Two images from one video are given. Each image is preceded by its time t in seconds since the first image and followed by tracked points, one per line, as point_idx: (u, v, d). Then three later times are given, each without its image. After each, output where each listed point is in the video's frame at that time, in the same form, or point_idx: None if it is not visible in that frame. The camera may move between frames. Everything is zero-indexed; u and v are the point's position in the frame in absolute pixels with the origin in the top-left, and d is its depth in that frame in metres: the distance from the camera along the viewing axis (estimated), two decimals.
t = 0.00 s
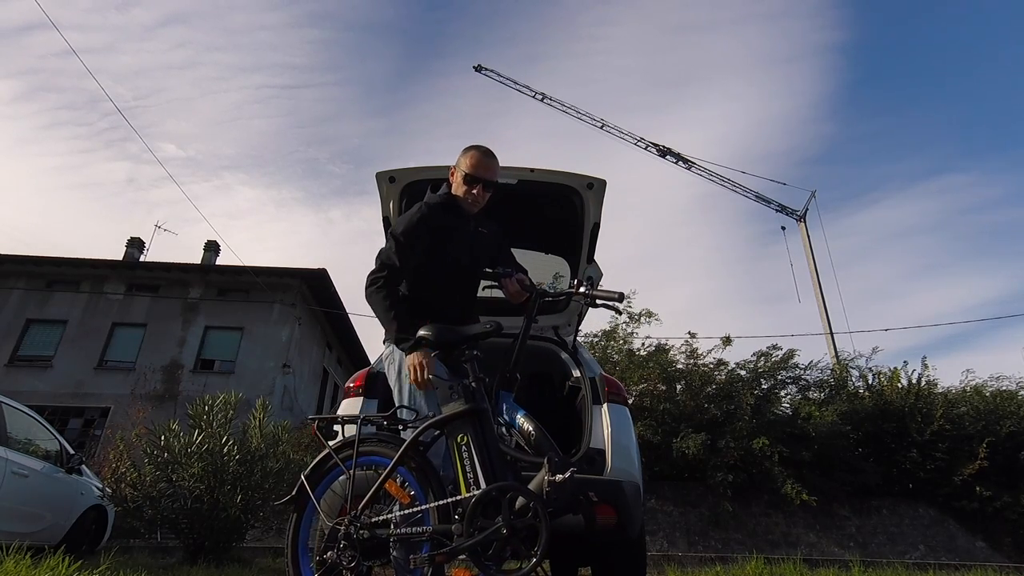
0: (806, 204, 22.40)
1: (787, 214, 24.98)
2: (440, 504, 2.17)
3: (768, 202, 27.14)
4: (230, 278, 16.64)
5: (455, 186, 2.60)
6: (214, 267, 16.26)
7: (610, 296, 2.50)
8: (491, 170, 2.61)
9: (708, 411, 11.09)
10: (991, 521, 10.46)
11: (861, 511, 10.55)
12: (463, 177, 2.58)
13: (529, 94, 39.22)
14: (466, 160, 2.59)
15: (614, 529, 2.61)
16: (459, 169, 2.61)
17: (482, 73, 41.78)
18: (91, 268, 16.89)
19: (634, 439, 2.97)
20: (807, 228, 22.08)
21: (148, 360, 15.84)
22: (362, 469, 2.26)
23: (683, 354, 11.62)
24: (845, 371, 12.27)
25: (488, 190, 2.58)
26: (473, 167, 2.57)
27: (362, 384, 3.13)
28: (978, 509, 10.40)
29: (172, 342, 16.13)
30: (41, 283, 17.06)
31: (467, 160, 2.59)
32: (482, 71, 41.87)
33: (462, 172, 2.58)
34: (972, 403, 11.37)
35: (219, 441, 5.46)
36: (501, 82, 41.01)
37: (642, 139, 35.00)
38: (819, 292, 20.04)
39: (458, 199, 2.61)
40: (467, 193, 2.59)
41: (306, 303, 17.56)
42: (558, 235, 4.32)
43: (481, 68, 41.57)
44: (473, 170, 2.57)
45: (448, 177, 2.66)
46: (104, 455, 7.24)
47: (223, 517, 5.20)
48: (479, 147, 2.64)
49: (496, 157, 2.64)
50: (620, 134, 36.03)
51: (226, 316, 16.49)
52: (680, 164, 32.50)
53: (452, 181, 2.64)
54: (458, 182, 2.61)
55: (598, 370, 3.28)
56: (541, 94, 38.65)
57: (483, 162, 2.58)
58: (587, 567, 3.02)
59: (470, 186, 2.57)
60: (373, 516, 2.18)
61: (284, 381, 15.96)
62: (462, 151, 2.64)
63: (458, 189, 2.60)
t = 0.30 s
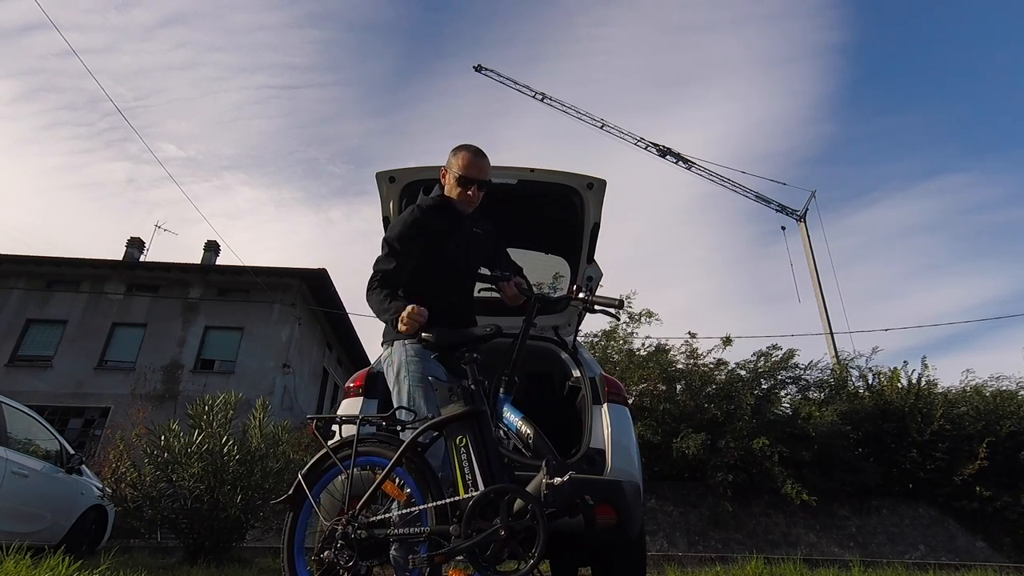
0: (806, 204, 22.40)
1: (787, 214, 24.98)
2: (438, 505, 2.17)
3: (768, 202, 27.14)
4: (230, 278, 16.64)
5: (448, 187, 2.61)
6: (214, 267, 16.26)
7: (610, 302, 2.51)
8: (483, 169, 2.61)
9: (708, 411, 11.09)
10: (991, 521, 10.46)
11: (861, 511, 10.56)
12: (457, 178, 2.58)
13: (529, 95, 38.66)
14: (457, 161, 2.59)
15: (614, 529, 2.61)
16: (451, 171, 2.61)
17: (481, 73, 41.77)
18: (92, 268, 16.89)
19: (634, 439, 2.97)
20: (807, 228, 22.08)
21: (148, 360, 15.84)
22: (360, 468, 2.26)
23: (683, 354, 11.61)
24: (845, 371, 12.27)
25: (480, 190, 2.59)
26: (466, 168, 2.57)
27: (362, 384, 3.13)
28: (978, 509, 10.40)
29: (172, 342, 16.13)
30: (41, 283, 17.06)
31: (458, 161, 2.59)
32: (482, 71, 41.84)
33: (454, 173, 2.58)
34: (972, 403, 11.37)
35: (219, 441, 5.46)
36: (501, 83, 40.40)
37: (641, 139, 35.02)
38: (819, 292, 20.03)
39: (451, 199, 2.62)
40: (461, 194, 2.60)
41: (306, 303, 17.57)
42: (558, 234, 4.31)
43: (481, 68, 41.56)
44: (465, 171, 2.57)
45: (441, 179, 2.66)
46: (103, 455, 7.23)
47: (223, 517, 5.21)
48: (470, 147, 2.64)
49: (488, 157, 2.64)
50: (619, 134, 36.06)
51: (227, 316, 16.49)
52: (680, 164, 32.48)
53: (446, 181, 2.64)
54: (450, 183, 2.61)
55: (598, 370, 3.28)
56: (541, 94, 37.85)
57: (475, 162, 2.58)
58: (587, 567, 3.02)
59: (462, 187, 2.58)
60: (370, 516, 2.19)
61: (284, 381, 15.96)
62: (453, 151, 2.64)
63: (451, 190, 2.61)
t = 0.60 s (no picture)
0: (806, 204, 22.39)
1: (787, 214, 24.98)
2: (437, 504, 2.18)
3: (768, 202, 27.16)
4: (230, 278, 16.64)
5: (459, 187, 2.70)
6: (214, 266, 16.26)
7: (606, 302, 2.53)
8: (494, 173, 2.72)
9: (708, 411, 11.09)
10: (990, 521, 10.46)
11: (860, 511, 10.56)
12: (469, 180, 2.68)
13: (529, 95, 38.37)
14: (470, 163, 2.70)
15: (614, 529, 2.61)
16: (463, 172, 2.71)
17: (481, 74, 41.73)
18: (92, 268, 16.89)
19: (634, 439, 2.97)
20: (807, 228, 22.07)
21: (148, 360, 15.84)
22: (359, 469, 2.26)
23: (683, 354, 11.62)
24: (845, 371, 12.28)
25: (491, 193, 2.70)
26: (478, 170, 2.68)
27: (362, 384, 3.13)
28: (978, 509, 10.40)
29: (172, 342, 16.13)
30: (41, 283, 17.06)
31: (471, 163, 2.69)
32: (482, 72, 41.77)
33: (467, 174, 2.68)
34: (972, 403, 11.37)
35: (219, 441, 5.46)
36: (500, 82, 40.06)
37: (642, 139, 35.00)
38: (819, 292, 20.04)
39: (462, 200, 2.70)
40: (475, 196, 2.69)
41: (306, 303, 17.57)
42: (558, 234, 4.31)
43: (481, 67, 41.53)
44: (477, 173, 2.68)
45: (451, 178, 2.75)
46: (103, 455, 7.23)
47: (223, 517, 5.21)
48: (482, 151, 2.75)
49: (499, 162, 2.75)
50: (620, 134, 36.08)
51: (227, 315, 16.49)
52: (680, 164, 32.46)
53: (454, 184, 2.74)
54: (461, 184, 2.71)
55: (598, 370, 3.28)
56: (541, 93, 37.86)
57: (488, 166, 2.69)
58: (587, 567, 3.02)
59: (475, 189, 2.68)
60: (369, 515, 2.18)
61: (284, 381, 15.96)
62: (465, 153, 2.73)
63: (462, 191, 2.70)
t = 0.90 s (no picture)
0: (806, 204, 22.42)
1: (787, 214, 25.00)
2: (439, 503, 2.18)
3: (768, 202, 27.18)
4: (230, 278, 16.63)
5: (471, 190, 2.67)
6: (213, 267, 16.26)
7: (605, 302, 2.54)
8: (505, 179, 2.73)
9: (708, 411, 11.08)
10: (991, 521, 10.46)
11: (861, 511, 10.56)
12: (482, 182, 2.66)
13: (529, 95, 39.18)
14: (484, 167, 2.68)
15: (614, 529, 2.61)
16: (476, 174, 2.68)
17: (482, 74, 41.74)
18: (92, 268, 16.89)
19: (634, 439, 2.97)
20: (806, 228, 22.09)
21: (148, 360, 15.84)
22: (361, 469, 2.26)
23: (683, 354, 11.63)
24: (845, 371, 12.29)
25: (503, 199, 2.71)
26: (491, 173, 2.67)
27: (362, 384, 3.13)
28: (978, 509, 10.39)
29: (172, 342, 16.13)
30: (41, 283, 17.05)
31: (486, 167, 2.67)
32: (482, 72, 41.79)
33: (481, 178, 2.66)
34: (972, 403, 11.37)
35: (219, 441, 5.46)
36: (501, 83, 40.66)
37: (642, 139, 35.02)
38: (819, 292, 20.04)
39: (472, 202, 2.69)
40: (485, 200, 2.69)
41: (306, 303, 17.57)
42: (558, 234, 4.31)
43: (481, 67, 41.55)
44: (491, 177, 2.67)
45: (461, 179, 2.72)
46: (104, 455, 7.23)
47: (223, 517, 5.21)
48: (495, 155, 2.73)
49: (510, 168, 2.76)
50: (620, 134, 36.14)
51: (226, 316, 16.48)
52: (680, 164, 32.49)
53: (463, 183, 2.71)
54: (473, 187, 2.68)
55: (598, 370, 3.28)
56: (541, 93, 38.54)
57: (501, 171, 2.69)
58: (587, 567, 3.02)
59: (488, 193, 2.67)
60: (371, 516, 2.18)
61: (284, 381, 15.95)
62: (478, 156, 2.71)
63: (473, 194, 2.67)
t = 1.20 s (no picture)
0: (806, 204, 22.43)
1: (787, 214, 25.01)
2: (437, 503, 2.18)
3: (768, 202, 27.19)
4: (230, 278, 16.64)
5: (467, 188, 2.70)
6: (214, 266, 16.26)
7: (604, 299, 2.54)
8: (500, 179, 2.76)
9: (708, 411, 11.07)
10: (991, 521, 10.45)
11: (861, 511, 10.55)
12: (478, 181, 2.69)
13: (529, 95, 39.03)
14: (480, 165, 2.71)
15: (614, 529, 2.61)
16: (472, 173, 2.71)
17: (482, 74, 41.80)
18: (92, 268, 16.89)
19: (634, 439, 2.97)
20: (806, 228, 22.08)
21: (148, 360, 15.84)
22: (360, 469, 2.26)
23: (683, 354, 11.64)
24: (845, 371, 12.29)
25: (498, 198, 2.73)
26: (487, 172, 2.70)
27: (362, 384, 3.13)
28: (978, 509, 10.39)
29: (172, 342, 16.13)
30: (41, 283, 17.05)
31: (482, 166, 2.71)
32: (483, 72, 41.81)
33: (477, 176, 2.69)
34: (972, 403, 11.36)
35: (219, 441, 5.46)
36: (501, 83, 40.71)
37: (641, 139, 35.03)
38: (819, 292, 20.04)
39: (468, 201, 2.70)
40: (481, 198, 2.71)
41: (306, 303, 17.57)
42: (558, 234, 4.31)
43: (481, 68, 41.57)
44: (488, 175, 2.70)
45: (457, 179, 2.74)
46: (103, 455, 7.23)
47: (223, 517, 5.21)
48: (490, 156, 2.77)
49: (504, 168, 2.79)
50: (620, 134, 36.19)
51: (226, 316, 16.49)
52: (680, 164, 32.49)
53: (459, 183, 2.73)
54: (469, 185, 2.70)
55: (598, 370, 3.28)
56: (541, 93, 38.48)
57: (497, 171, 2.72)
58: (587, 567, 3.02)
59: (484, 191, 2.70)
60: (370, 515, 2.18)
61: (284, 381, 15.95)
62: (474, 157, 2.74)
63: (469, 192, 2.70)
